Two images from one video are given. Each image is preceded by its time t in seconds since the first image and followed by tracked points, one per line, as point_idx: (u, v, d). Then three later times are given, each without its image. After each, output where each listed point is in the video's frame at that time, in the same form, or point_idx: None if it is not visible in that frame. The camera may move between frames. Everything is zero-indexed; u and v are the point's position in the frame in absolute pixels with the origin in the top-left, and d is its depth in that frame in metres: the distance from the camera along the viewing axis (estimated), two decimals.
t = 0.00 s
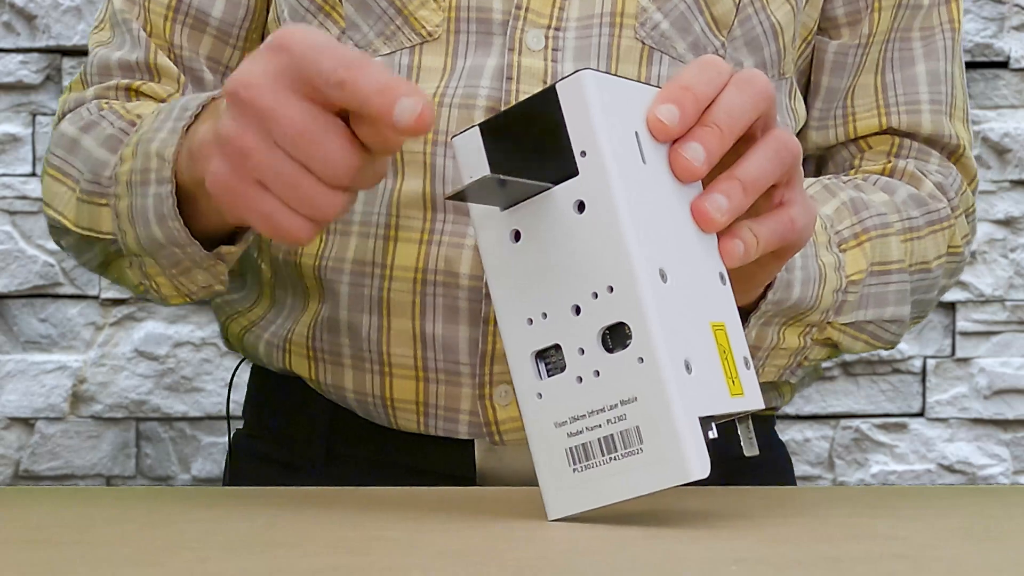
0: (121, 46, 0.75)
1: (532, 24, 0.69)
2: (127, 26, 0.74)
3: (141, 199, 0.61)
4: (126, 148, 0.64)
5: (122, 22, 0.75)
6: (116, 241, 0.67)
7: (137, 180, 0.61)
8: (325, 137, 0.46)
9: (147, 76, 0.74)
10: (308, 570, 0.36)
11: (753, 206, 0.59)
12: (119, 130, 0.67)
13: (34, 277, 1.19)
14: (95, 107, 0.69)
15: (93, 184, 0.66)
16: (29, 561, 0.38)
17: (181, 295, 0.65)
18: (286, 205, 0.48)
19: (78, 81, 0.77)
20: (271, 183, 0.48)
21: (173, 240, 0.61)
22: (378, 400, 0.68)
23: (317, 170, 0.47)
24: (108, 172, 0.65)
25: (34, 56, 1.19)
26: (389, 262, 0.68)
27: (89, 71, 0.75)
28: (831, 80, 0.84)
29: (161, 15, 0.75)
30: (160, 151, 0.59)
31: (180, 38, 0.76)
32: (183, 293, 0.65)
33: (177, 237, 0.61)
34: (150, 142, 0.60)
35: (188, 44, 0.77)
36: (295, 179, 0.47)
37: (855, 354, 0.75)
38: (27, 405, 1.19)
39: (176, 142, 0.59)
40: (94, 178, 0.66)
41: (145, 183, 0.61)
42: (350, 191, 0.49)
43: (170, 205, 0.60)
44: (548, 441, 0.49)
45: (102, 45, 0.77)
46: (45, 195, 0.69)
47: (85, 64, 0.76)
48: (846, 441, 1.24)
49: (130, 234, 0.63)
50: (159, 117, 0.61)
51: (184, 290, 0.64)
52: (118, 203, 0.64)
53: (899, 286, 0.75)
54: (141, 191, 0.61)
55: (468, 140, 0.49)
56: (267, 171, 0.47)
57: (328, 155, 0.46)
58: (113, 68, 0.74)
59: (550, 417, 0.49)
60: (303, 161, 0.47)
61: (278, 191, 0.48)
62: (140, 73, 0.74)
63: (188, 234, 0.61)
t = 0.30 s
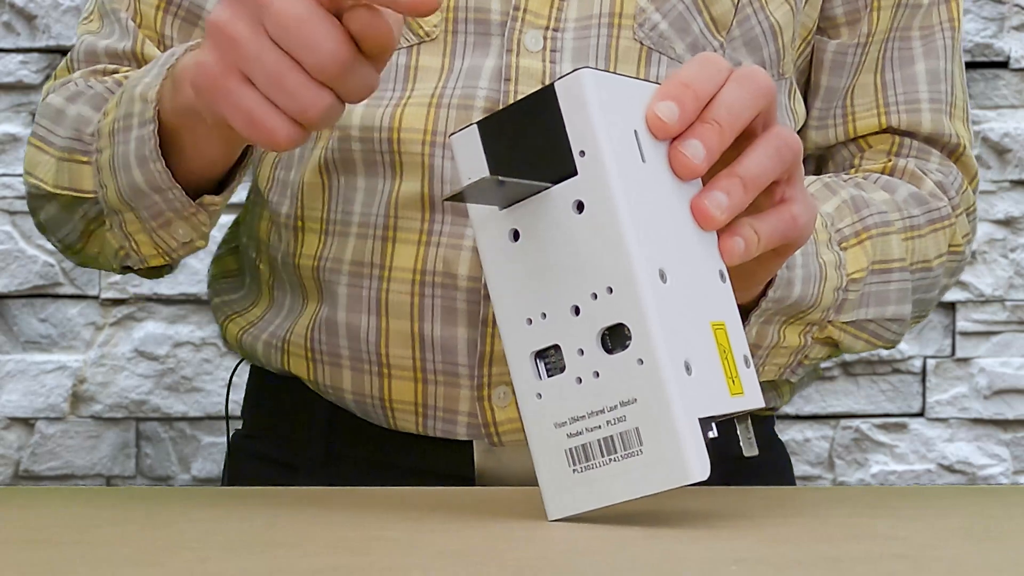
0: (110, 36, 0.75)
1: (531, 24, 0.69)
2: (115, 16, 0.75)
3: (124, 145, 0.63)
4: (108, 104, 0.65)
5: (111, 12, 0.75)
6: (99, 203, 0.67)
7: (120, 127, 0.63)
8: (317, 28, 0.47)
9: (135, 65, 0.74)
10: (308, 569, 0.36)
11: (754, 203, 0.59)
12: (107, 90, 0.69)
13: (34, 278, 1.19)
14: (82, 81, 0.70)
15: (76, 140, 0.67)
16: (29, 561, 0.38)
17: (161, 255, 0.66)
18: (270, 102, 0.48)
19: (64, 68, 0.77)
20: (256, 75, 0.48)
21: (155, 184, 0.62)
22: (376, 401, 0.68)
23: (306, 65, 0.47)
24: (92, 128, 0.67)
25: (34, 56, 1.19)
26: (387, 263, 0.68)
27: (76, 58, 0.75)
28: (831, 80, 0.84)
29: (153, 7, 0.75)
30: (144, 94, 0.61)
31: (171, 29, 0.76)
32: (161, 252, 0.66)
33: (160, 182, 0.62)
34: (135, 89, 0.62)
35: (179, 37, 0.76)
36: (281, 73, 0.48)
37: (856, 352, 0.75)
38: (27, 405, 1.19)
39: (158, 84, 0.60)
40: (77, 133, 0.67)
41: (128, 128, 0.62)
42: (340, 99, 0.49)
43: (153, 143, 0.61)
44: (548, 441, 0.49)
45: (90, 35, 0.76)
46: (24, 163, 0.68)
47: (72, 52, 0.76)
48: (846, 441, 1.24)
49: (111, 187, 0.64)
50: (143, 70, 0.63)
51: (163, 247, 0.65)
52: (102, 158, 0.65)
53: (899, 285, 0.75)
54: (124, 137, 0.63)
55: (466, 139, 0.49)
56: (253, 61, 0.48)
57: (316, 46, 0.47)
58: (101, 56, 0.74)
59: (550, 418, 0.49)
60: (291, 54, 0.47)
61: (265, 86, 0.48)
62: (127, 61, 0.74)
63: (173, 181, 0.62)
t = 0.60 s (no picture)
0: (114, 43, 0.74)
1: (531, 24, 0.69)
2: (119, 23, 0.74)
3: (138, 186, 0.62)
4: (121, 137, 0.64)
5: (115, 18, 0.74)
6: (110, 233, 0.66)
7: (134, 167, 0.62)
8: (342, 118, 0.47)
9: (139, 72, 0.73)
10: (309, 570, 0.36)
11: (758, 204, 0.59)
12: (117, 119, 0.67)
13: (34, 277, 1.19)
14: (91, 100, 0.69)
15: (87, 172, 0.66)
16: (30, 560, 0.38)
17: (176, 289, 0.65)
18: (290, 184, 0.49)
19: (69, 77, 0.76)
20: (278, 159, 0.49)
21: (169, 228, 0.61)
22: (375, 402, 0.68)
23: (331, 156, 0.48)
24: (103, 160, 0.65)
25: (34, 56, 1.19)
26: (387, 265, 0.68)
27: (80, 66, 0.74)
28: (831, 80, 0.84)
29: (156, 11, 0.75)
30: (157, 136, 0.60)
31: (173, 33, 0.76)
32: (176, 286, 0.65)
33: (174, 226, 0.61)
34: (149, 128, 0.61)
35: (181, 41, 0.76)
36: (306, 161, 0.48)
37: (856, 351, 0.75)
38: (27, 405, 1.19)
39: (174, 129, 0.60)
40: (88, 164, 0.66)
41: (141, 169, 0.61)
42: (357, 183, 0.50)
43: (167, 191, 0.60)
44: (549, 441, 0.49)
45: (92, 41, 0.76)
46: (33, 185, 0.68)
47: (76, 59, 0.75)
48: (846, 441, 1.24)
49: (124, 223, 0.64)
50: (157, 108, 0.62)
51: (177, 283, 0.64)
52: (113, 191, 0.64)
53: (900, 284, 0.75)
54: (138, 178, 0.62)
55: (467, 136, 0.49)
56: (276, 146, 0.48)
57: (342, 137, 0.47)
58: (105, 64, 0.73)
59: (551, 418, 0.49)
60: (315, 141, 0.48)
61: (288, 171, 0.49)
62: (132, 69, 0.73)
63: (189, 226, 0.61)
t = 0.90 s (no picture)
0: (114, 46, 0.74)
1: (530, 25, 0.69)
2: (119, 25, 0.74)
3: (143, 210, 0.62)
4: (126, 156, 0.64)
5: (115, 21, 0.75)
6: (114, 250, 0.67)
7: (139, 191, 0.62)
8: (353, 171, 0.48)
9: (140, 75, 0.73)
10: (308, 570, 0.36)
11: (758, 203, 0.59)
12: (120, 136, 0.66)
13: (34, 277, 1.19)
14: (93, 110, 0.69)
15: (91, 191, 0.65)
16: (31, 561, 0.38)
17: (182, 309, 0.65)
18: (300, 233, 0.50)
19: (70, 81, 0.77)
20: (289, 209, 0.49)
21: (174, 252, 0.61)
22: (374, 403, 0.68)
23: (342, 207, 0.49)
24: (107, 179, 0.65)
25: (34, 56, 1.19)
26: (386, 266, 0.68)
27: (81, 70, 0.74)
28: (829, 79, 0.84)
29: (156, 14, 0.75)
30: (163, 162, 0.60)
31: (174, 36, 0.76)
32: (182, 307, 0.65)
33: (179, 251, 0.61)
34: (154, 153, 0.61)
35: (181, 43, 0.76)
36: (316, 212, 0.49)
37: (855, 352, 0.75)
38: (27, 405, 1.19)
39: (180, 155, 0.59)
40: (92, 183, 0.65)
41: (146, 193, 0.61)
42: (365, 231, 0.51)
43: (173, 217, 0.60)
44: (549, 442, 0.49)
45: (92, 45, 0.76)
46: (37, 197, 0.69)
47: (77, 63, 0.75)
48: (846, 441, 1.24)
49: (129, 245, 0.63)
50: (163, 130, 0.62)
51: (183, 304, 0.64)
52: (117, 212, 0.64)
53: (899, 284, 0.75)
54: (143, 201, 0.62)
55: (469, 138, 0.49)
56: (287, 196, 0.49)
57: (353, 191, 0.48)
58: (106, 67, 0.73)
59: (551, 418, 0.49)
60: (326, 192, 0.49)
61: (298, 220, 0.49)
62: (133, 72, 0.73)
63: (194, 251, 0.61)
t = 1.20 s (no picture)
0: (113, 45, 0.74)
1: (529, 24, 0.69)
2: (117, 25, 0.74)
3: (142, 211, 0.62)
4: (124, 157, 0.64)
5: (114, 20, 0.74)
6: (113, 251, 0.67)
7: (137, 191, 0.62)
8: (352, 172, 0.48)
9: (139, 75, 0.73)
10: (308, 570, 0.36)
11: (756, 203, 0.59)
12: (119, 137, 0.66)
13: (34, 277, 1.19)
14: (92, 111, 0.69)
15: (90, 191, 0.65)
16: (31, 561, 0.38)
17: (180, 310, 0.65)
18: (300, 235, 0.50)
19: (68, 81, 0.76)
20: (289, 211, 0.49)
21: (174, 253, 0.61)
22: (371, 403, 0.68)
23: (341, 209, 0.49)
24: (106, 179, 0.65)
25: (33, 56, 1.19)
26: (384, 265, 0.68)
27: (79, 69, 0.74)
28: (830, 79, 0.84)
29: (154, 13, 0.75)
30: (161, 162, 0.60)
31: (172, 35, 0.76)
32: (181, 306, 0.65)
33: (178, 251, 0.61)
34: (152, 153, 0.61)
35: (180, 42, 0.76)
36: (316, 213, 0.49)
37: (855, 351, 0.75)
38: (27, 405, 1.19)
39: (178, 156, 0.59)
40: (91, 183, 0.66)
41: (145, 194, 0.61)
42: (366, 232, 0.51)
43: (171, 218, 0.60)
44: (548, 442, 0.49)
45: (91, 44, 0.76)
46: (36, 198, 0.68)
47: (75, 63, 0.75)
48: (846, 441, 1.24)
49: (127, 245, 0.63)
50: (161, 130, 0.62)
51: (181, 304, 0.64)
52: (116, 213, 0.64)
53: (898, 284, 0.75)
54: (142, 202, 0.62)
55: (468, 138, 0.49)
56: (287, 197, 0.49)
57: (353, 192, 0.48)
58: (105, 68, 0.73)
59: (550, 418, 0.49)
60: (325, 193, 0.49)
61: (298, 222, 0.49)
62: (132, 72, 0.73)
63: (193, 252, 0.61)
